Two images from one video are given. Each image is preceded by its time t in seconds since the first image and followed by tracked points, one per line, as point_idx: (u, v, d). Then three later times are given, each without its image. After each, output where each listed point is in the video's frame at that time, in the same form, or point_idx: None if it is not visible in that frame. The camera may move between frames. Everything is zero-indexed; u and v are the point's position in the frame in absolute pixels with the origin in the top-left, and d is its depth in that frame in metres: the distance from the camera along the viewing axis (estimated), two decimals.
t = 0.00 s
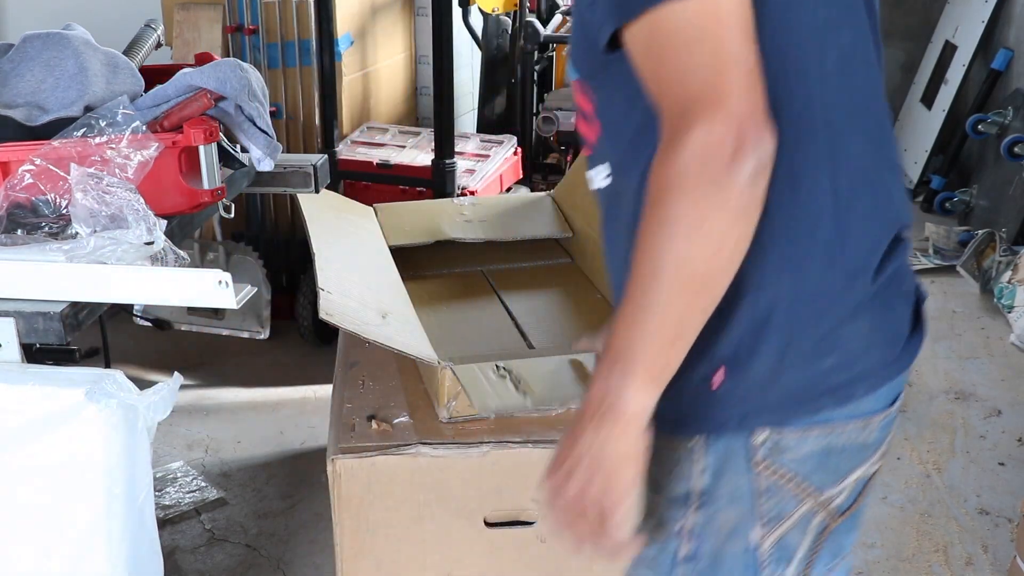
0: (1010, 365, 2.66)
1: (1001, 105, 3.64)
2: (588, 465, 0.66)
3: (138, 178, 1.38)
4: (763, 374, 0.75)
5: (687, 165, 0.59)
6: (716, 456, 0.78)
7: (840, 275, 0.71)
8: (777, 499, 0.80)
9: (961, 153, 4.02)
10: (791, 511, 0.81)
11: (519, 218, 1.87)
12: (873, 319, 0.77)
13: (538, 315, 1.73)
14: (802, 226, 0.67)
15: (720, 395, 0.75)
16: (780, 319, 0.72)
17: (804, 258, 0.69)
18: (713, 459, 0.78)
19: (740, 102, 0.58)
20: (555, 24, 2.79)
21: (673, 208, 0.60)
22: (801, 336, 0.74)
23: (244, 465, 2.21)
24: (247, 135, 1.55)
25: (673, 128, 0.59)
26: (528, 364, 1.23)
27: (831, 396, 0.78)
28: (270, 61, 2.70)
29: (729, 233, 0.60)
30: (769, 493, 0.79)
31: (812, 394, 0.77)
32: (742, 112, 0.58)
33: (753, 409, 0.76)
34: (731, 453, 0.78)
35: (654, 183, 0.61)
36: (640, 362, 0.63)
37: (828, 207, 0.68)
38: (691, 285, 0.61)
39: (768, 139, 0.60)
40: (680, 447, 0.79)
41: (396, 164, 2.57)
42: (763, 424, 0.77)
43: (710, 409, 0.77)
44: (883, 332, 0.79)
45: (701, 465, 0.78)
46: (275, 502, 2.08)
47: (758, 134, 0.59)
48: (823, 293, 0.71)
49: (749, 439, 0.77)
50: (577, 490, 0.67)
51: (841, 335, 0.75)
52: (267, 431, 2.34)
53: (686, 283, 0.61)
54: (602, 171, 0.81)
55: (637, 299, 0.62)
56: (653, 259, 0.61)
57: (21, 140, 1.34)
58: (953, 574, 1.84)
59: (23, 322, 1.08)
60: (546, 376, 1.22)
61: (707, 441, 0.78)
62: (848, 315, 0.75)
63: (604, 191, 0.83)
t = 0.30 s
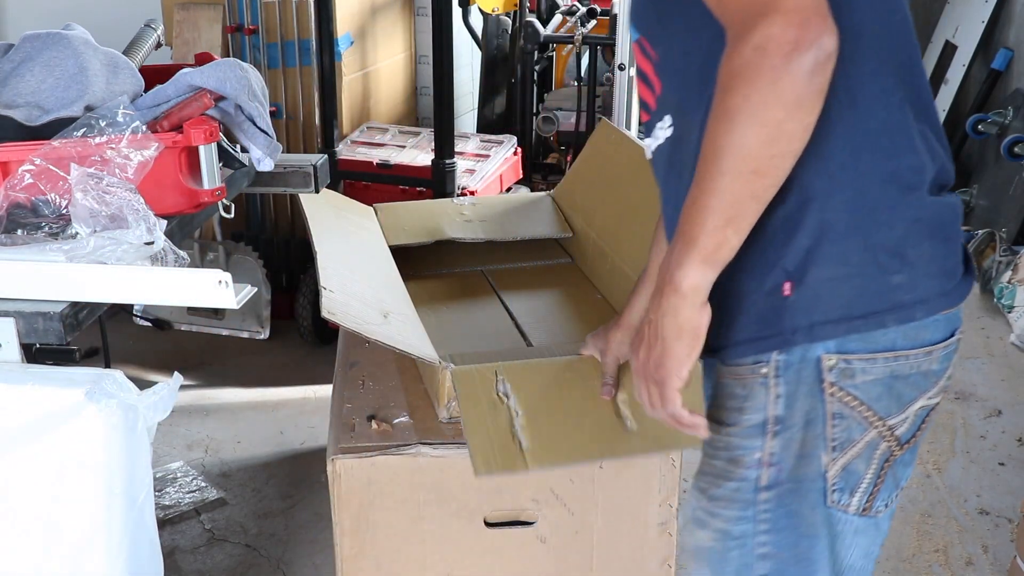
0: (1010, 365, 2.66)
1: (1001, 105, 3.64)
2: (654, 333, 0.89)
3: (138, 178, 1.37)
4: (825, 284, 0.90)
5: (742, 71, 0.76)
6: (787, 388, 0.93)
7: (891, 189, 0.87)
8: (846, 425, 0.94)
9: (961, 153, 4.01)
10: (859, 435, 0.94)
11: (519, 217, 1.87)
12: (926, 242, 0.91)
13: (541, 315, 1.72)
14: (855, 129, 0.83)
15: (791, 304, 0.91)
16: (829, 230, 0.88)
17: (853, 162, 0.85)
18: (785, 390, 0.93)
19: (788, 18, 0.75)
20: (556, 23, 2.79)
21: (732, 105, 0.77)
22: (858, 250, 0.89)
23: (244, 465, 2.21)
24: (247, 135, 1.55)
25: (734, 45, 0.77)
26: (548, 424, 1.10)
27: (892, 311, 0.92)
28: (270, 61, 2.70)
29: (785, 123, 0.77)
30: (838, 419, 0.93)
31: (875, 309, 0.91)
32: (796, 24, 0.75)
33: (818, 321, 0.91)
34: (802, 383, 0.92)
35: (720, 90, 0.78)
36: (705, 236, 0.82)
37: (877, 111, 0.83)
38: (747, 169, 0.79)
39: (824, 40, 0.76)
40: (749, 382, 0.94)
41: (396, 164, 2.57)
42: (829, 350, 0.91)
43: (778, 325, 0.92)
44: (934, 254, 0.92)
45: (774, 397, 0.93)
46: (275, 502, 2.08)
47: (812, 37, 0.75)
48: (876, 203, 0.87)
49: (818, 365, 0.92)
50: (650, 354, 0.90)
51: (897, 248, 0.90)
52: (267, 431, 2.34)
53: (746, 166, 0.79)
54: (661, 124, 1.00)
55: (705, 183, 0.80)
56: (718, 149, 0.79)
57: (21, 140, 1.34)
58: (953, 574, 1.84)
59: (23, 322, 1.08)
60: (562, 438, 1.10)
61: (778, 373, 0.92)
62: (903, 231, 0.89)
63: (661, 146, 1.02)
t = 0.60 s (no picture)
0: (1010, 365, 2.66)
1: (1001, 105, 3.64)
2: (643, 290, 0.91)
3: (138, 178, 1.37)
4: (890, 286, 0.88)
5: (786, 71, 0.76)
6: (852, 387, 0.91)
7: (950, 192, 0.86)
8: (907, 423, 0.92)
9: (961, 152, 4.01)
10: (920, 433, 0.92)
11: (518, 216, 1.87)
12: (981, 244, 0.90)
13: (545, 307, 1.70)
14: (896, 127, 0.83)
15: (855, 308, 0.89)
16: (888, 229, 0.86)
17: (905, 165, 0.84)
18: (850, 388, 0.91)
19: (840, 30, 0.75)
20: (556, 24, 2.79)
21: (766, 101, 0.77)
22: (920, 253, 0.87)
23: (244, 465, 2.21)
24: (247, 135, 1.55)
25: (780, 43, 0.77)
26: (557, 414, 1.00)
27: (952, 314, 0.89)
28: (270, 61, 2.70)
29: (813, 133, 0.78)
30: (898, 419, 0.92)
31: (937, 312, 0.89)
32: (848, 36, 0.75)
33: (881, 323, 0.89)
34: (863, 384, 0.91)
35: (759, 83, 0.78)
36: (710, 216, 0.83)
37: (928, 112, 0.83)
38: (768, 165, 0.79)
39: (870, 59, 0.76)
40: (811, 383, 0.92)
41: (396, 164, 2.57)
42: (891, 353, 0.90)
43: (845, 327, 0.90)
44: (990, 255, 0.91)
45: (841, 395, 0.91)
46: (275, 502, 2.08)
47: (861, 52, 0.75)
48: (937, 207, 0.86)
49: (880, 367, 0.90)
50: (635, 306, 0.93)
51: (959, 250, 0.88)
52: (268, 431, 2.34)
53: (770, 164, 0.79)
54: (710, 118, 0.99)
55: (724, 167, 0.81)
56: (745, 138, 0.79)
57: (21, 140, 1.33)
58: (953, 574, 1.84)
59: (23, 322, 1.08)
60: (573, 435, 1.01)
61: (842, 373, 0.91)
62: (962, 236, 0.88)
63: (706, 141, 1.01)
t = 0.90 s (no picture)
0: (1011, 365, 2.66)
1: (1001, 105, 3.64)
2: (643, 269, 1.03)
3: (138, 178, 1.37)
4: (967, 330, 0.86)
5: (737, 163, 0.85)
6: (932, 401, 0.89)
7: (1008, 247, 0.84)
8: (980, 435, 0.90)
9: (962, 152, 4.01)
10: (995, 445, 0.91)
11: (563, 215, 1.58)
12: None
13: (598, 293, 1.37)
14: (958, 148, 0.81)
15: (932, 351, 0.86)
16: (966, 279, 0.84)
17: (978, 196, 0.82)
18: (930, 403, 0.89)
19: (782, 147, 0.81)
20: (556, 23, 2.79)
21: (721, 181, 0.88)
22: (1000, 291, 0.86)
23: (244, 465, 2.21)
24: (247, 135, 1.55)
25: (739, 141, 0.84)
26: (576, 356, 1.04)
27: None
28: (270, 61, 2.71)
29: (749, 212, 0.89)
30: (970, 431, 0.90)
31: (1010, 344, 0.89)
32: (784, 151, 0.82)
33: (959, 361, 0.87)
34: (941, 399, 0.89)
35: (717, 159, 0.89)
36: (685, 237, 0.97)
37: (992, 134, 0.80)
38: (719, 226, 0.92)
39: (798, 181, 0.83)
40: (891, 398, 0.89)
41: (396, 164, 2.57)
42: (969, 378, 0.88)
43: (925, 370, 0.87)
44: None
45: (921, 409, 0.89)
46: (275, 502, 2.08)
47: (793, 170, 0.83)
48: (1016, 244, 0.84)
49: (955, 387, 0.89)
50: (646, 281, 1.03)
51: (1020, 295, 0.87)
52: (268, 432, 2.34)
53: (722, 225, 0.92)
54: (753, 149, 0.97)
55: (690, 214, 0.94)
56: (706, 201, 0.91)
57: (21, 140, 1.33)
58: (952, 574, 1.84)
59: (23, 322, 1.09)
60: (596, 375, 1.03)
61: (923, 390, 0.88)
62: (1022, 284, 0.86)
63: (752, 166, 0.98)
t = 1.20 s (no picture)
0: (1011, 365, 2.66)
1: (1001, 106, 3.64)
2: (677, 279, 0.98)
3: (138, 178, 1.37)
4: (992, 327, 0.86)
5: (790, 179, 0.85)
6: (955, 394, 0.90)
7: None
8: (1000, 431, 0.90)
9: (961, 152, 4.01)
10: (1017, 443, 0.90)
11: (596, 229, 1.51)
12: None
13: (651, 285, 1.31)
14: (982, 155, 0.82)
15: (953, 347, 0.88)
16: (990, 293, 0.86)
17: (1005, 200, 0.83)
18: (952, 396, 0.90)
19: (841, 163, 0.83)
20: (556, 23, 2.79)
21: (775, 196, 0.87)
22: None
23: (245, 465, 2.21)
24: (247, 135, 1.55)
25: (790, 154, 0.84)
26: (606, 363, 1.04)
27: None
28: (270, 61, 2.71)
29: (798, 225, 0.88)
30: (991, 426, 0.90)
31: None
32: (839, 166, 0.83)
33: (980, 356, 0.88)
34: (962, 393, 0.90)
35: (764, 177, 0.88)
36: (722, 242, 0.94)
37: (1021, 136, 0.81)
38: (761, 236, 0.91)
39: (854, 191, 0.85)
40: (915, 385, 0.92)
41: (396, 164, 2.57)
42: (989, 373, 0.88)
43: (945, 365, 0.89)
44: None
45: (942, 401, 0.90)
46: (275, 502, 2.08)
47: (849, 182, 0.84)
48: None
49: (975, 382, 0.89)
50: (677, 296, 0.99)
51: None
52: (268, 432, 2.34)
53: (762, 236, 0.91)
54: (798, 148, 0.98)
55: (731, 222, 0.92)
56: (750, 210, 0.90)
57: (21, 141, 1.34)
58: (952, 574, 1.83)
59: (24, 322, 1.09)
60: (621, 387, 1.04)
61: (945, 382, 0.90)
62: None
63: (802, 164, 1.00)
